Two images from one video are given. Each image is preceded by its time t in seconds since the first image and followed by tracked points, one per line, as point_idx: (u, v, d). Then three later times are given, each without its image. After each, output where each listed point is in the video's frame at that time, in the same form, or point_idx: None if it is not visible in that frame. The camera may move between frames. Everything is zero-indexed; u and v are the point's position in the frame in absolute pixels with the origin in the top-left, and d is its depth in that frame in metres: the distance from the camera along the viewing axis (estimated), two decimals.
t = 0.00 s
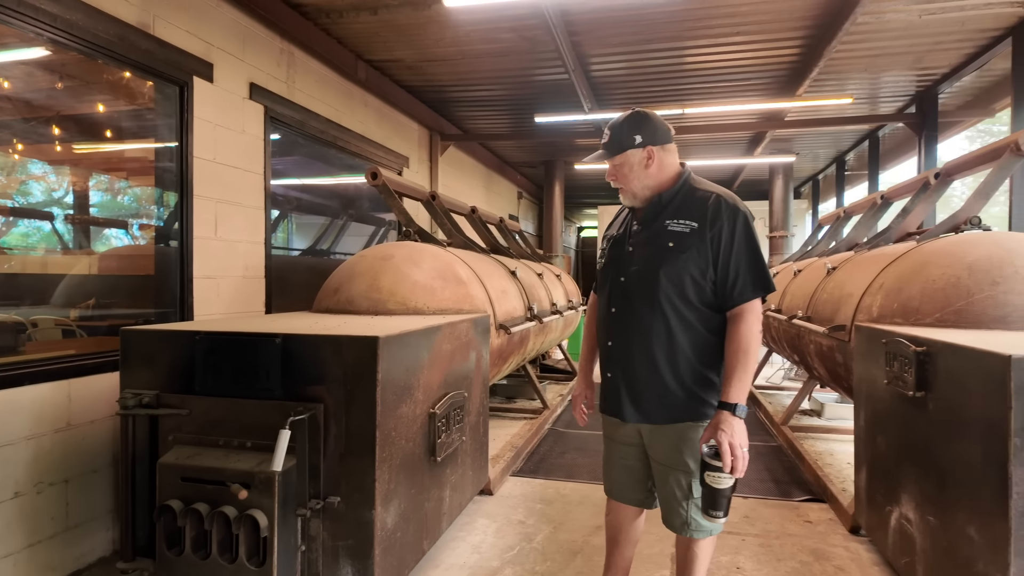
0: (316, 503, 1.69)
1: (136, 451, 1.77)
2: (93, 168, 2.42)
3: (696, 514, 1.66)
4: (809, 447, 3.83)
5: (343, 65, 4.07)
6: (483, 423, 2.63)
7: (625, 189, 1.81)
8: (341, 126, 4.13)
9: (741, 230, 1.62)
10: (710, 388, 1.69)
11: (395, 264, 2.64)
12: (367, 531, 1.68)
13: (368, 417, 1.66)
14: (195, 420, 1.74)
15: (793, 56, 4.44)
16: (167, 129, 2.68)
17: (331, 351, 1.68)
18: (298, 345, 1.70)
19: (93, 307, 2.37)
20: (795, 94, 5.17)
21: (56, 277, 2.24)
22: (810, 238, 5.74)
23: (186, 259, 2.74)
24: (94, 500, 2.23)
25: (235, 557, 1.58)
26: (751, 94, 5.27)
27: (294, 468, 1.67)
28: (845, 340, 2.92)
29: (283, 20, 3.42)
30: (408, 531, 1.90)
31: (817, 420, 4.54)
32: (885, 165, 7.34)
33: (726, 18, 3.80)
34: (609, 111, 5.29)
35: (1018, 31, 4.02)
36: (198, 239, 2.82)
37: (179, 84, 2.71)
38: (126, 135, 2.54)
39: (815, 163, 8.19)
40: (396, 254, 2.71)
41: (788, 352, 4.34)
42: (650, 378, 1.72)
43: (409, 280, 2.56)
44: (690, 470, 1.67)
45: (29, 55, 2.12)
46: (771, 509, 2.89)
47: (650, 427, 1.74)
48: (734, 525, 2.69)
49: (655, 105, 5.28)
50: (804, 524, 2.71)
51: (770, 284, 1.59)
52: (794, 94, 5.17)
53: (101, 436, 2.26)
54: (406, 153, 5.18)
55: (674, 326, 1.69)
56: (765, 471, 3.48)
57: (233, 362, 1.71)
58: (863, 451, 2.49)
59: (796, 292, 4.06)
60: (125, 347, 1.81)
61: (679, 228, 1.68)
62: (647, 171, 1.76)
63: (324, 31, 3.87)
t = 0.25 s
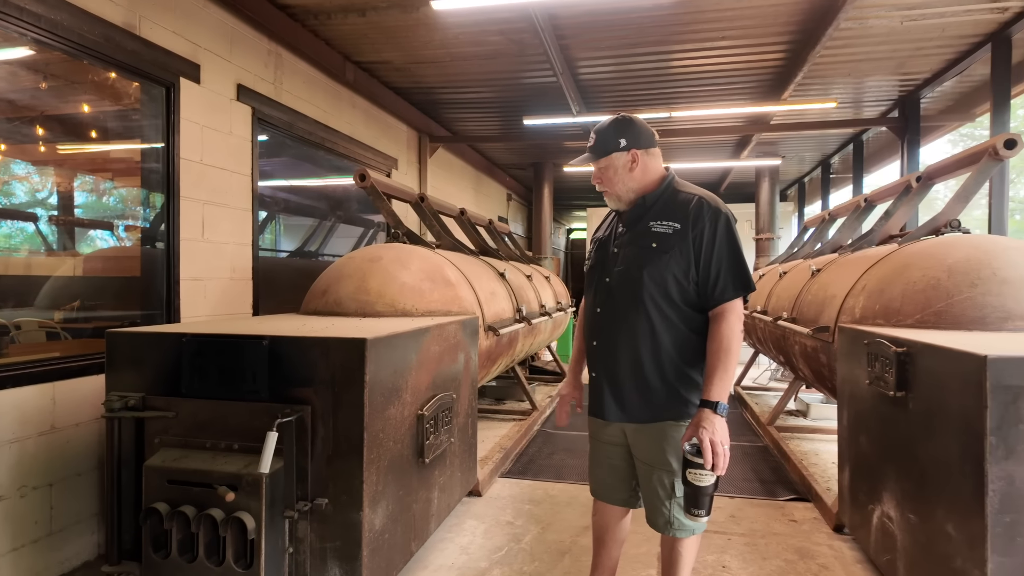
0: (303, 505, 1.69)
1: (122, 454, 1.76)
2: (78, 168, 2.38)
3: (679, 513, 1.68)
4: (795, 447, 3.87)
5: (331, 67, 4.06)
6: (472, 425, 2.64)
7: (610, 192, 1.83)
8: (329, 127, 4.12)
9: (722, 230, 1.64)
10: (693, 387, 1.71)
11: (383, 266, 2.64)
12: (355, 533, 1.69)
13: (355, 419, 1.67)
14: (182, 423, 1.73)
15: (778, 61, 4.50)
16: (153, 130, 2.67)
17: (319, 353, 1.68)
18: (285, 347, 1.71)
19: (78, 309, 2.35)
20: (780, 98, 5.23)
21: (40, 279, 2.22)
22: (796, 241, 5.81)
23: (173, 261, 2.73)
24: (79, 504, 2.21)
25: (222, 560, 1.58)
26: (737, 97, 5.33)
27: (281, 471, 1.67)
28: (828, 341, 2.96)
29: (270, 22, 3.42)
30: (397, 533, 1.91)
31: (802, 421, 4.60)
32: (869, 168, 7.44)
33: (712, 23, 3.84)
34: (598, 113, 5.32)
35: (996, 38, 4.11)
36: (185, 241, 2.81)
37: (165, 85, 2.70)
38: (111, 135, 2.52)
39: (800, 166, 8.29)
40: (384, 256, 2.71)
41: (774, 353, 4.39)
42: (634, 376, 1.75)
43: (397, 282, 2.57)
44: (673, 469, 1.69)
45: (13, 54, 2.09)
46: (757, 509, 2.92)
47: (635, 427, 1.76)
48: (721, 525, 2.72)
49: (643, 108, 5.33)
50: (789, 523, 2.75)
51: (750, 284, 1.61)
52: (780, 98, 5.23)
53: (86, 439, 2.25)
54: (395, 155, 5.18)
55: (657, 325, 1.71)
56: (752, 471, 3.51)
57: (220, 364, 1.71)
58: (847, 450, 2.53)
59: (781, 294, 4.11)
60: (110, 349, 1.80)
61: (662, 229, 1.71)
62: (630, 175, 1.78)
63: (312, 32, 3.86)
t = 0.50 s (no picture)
0: (296, 505, 1.71)
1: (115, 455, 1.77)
2: (68, 170, 2.39)
3: (669, 510, 1.71)
4: (784, 447, 3.92)
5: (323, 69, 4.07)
6: (464, 426, 2.66)
7: (608, 191, 1.84)
8: (321, 129, 4.13)
9: (714, 234, 1.68)
10: (684, 387, 1.75)
11: (376, 268, 2.66)
12: (347, 532, 1.71)
13: (348, 420, 1.68)
14: (175, 424, 1.74)
15: (766, 65, 4.56)
16: (146, 133, 2.67)
17: (312, 355, 1.70)
18: (278, 349, 1.72)
19: (69, 311, 2.35)
20: (770, 101, 5.29)
21: (31, 281, 2.23)
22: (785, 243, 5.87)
23: (165, 262, 2.73)
24: (72, 506, 2.22)
25: (215, 560, 1.59)
26: (727, 101, 5.39)
27: (274, 471, 1.68)
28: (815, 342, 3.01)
29: (263, 25, 3.43)
30: (389, 532, 1.93)
31: (792, 421, 4.65)
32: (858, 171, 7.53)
33: (701, 28, 3.90)
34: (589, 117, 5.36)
35: (979, 44, 4.18)
36: (177, 243, 2.81)
37: (158, 88, 2.71)
38: (102, 137, 2.52)
39: (790, 168, 8.37)
40: (377, 258, 2.73)
41: (763, 354, 4.44)
42: (626, 376, 1.77)
43: (390, 283, 2.59)
44: (664, 468, 1.72)
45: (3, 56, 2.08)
46: (746, 508, 2.97)
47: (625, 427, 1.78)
48: (709, 523, 2.76)
49: (634, 112, 5.37)
50: (777, 521, 2.79)
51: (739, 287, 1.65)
52: (769, 101, 5.29)
53: (79, 441, 2.25)
54: (387, 157, 5.19)
55: (649, 326, 1.74)
56: (741, 471, 3.56)
57: (214, 366, 1.72)
58: (832, 449, 2.57)
59: (770, 296, 4.16)
60: (104, 351, 1.81)
61: (655, 232, 1.74)
62: (631, 174, 1.81)
63: (304, 35, 3.87)
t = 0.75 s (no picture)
0: (293, 503, 1.72)
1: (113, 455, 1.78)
2: (63, 170, 2.40)
3: (665, 507, 1.74)
4: (777, 446, 3.96)
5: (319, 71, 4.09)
6: (460, 425, 2.68)
7: (626, 185, 1.84)
8: (317, 131, 4.15)
9: (714, 237, 1.73)
10: (681, 384, 1.78)
11: (372, 269, 2.67)
12: (345, 530, 1.72)
13: (345, 419, 1.70)
14: (173, 423, 1.76)
15: (759, 68, 4.60)
16: (142, 134, 2.68)
17: (309, 354, 1.72)
18: (276, 349, 1.74)
19: (64, 312, 2.36)
20: (763, 104, 5.34)
21: (27, 281, 2.24)
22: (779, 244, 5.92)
23: (162, 263, 2.74)
24: (69, 505, 2.22)
25: (213, 558, 1.61)
26: (721, 104, 5.43)
27: (272, 470, 1.70)
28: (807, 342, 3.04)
29: (259, 27, 3.44)
30: (386, 530, 1.95)
31: (785, 421, 4.69)
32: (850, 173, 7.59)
33: (694, 31, 3.94)
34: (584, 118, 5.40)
35: (969, 48, 4.23)
36: (174, 243, 2.82)
37: (155, 89, 2.72)
38: (98, 138, 2.54)
39: (783, 170, 8.43)
40: (373, 259, 2.75)
41: (756, 354, 4.48)
42: (625, 373, 1.79)
43: (386, 284, 2.60)
44: (660, 465, 1.75)
45: None
46: (739, 506, 3.00)
47: (621, 425, 1.81)
48: (703, 521, 2.79)
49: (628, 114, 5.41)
50: (770, 519, 2.82)
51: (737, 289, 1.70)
52: (762, 104, 5.33)
53: (76, 441, 2.26)
54: (383, 158, 5.20)
55: (649, 324, 1.77)
56: (734, 470, 3.59)
57: (212, 365, 1.74)
58: (824, 447, 2.61)
59: (762, 296, 4.20)
60: (102, 351, 1.82)
61: (657, 232, 1.77)
62: (648, 171, 1.84)
63: (301, 37, 3.89)
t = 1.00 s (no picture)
0: (296, 501, 1.74)
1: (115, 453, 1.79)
2: (61, 170, 2.42)
3: (664, 503, 1.76)
4: (774, 445, 3.98)
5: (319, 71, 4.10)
6: (459, 425, 2.70)
7: (639, 183, 1.85)
8: (316, 131, 4.16)
9: (723, 241, 1.77)
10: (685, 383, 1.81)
11: (372, 268, 2.69)
12: (346, 528, 1.74)
13: (347, 417, 1.72)
14: (175, 422, 1.77)
15: (756, 69, 4.63)
16: (144, 134, 2.69)
17: (311, 353, 1.73)
18: (278, 347, 1.75)
19: (63, 313, 2.37)
20: (760, 105, 5.36)
21: (27, 281, 2.25)
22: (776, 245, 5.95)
23: (162, 263, 2.75)
24: (70, 504, 2.23)
25: (216, 555, 1.62)
26: (719, 105, 5.46)
27: (274, 468, 1.71)
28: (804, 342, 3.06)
29: (260, 28, 3.45)
30: (387, 528, 1.96)
31: (782, 420, 4.71)
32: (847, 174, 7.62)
33: (691, 33, 3.96)
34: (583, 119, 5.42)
35: (964, 50, 4.27)
36: (175, 243, 2.83)
37: (156, 90, 2.73)
38: (96, 138, 2.55)
39: (780, 171, 8.46)
40: (373, 259, 2.76)
41: (754, 354, 4.51)
42: (632, 370, 1.80)
43: (386, 284, 2.62)
44: (659, 462, 1.77)
45: None
46: (737, 504, 3.02)
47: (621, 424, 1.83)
48: (701, 520, 2.81)
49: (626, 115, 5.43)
50: (767, 517, 2.84)
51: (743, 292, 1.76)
52: (759, 105, 5.36)
53: (78, 440, 2.26)
54: (382, 158, 5.22)
55: (658, 323, 1.79)
56: (732, 469, 3.61)
57: (214, 364, 1.75)
58: (821, 446, 2.63)
59: (760, 296, 4.23)
60: (105, 349, 1.83)
61: (667, 233, 1.79)
62: (661, 173, 1.87)
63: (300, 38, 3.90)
